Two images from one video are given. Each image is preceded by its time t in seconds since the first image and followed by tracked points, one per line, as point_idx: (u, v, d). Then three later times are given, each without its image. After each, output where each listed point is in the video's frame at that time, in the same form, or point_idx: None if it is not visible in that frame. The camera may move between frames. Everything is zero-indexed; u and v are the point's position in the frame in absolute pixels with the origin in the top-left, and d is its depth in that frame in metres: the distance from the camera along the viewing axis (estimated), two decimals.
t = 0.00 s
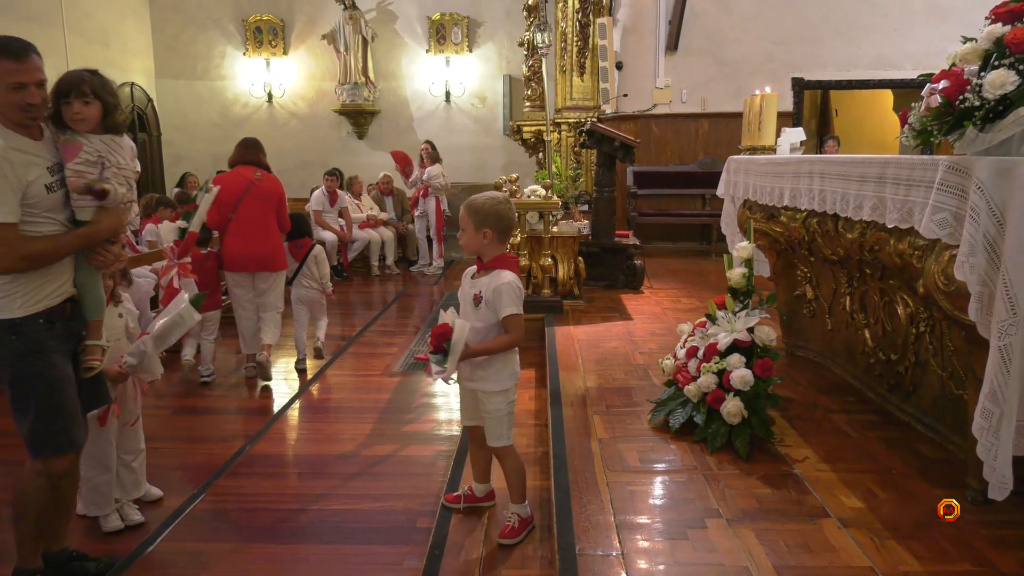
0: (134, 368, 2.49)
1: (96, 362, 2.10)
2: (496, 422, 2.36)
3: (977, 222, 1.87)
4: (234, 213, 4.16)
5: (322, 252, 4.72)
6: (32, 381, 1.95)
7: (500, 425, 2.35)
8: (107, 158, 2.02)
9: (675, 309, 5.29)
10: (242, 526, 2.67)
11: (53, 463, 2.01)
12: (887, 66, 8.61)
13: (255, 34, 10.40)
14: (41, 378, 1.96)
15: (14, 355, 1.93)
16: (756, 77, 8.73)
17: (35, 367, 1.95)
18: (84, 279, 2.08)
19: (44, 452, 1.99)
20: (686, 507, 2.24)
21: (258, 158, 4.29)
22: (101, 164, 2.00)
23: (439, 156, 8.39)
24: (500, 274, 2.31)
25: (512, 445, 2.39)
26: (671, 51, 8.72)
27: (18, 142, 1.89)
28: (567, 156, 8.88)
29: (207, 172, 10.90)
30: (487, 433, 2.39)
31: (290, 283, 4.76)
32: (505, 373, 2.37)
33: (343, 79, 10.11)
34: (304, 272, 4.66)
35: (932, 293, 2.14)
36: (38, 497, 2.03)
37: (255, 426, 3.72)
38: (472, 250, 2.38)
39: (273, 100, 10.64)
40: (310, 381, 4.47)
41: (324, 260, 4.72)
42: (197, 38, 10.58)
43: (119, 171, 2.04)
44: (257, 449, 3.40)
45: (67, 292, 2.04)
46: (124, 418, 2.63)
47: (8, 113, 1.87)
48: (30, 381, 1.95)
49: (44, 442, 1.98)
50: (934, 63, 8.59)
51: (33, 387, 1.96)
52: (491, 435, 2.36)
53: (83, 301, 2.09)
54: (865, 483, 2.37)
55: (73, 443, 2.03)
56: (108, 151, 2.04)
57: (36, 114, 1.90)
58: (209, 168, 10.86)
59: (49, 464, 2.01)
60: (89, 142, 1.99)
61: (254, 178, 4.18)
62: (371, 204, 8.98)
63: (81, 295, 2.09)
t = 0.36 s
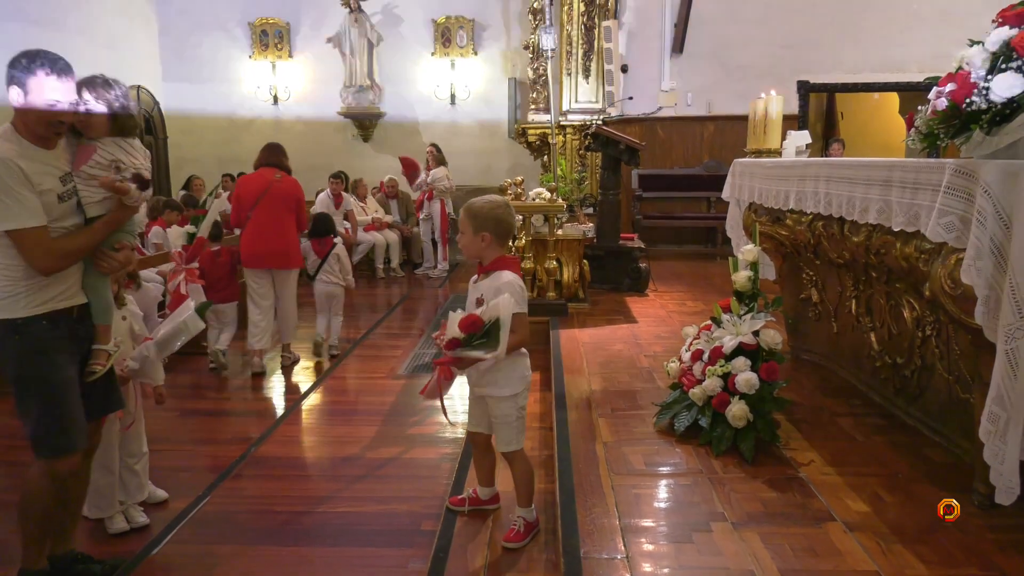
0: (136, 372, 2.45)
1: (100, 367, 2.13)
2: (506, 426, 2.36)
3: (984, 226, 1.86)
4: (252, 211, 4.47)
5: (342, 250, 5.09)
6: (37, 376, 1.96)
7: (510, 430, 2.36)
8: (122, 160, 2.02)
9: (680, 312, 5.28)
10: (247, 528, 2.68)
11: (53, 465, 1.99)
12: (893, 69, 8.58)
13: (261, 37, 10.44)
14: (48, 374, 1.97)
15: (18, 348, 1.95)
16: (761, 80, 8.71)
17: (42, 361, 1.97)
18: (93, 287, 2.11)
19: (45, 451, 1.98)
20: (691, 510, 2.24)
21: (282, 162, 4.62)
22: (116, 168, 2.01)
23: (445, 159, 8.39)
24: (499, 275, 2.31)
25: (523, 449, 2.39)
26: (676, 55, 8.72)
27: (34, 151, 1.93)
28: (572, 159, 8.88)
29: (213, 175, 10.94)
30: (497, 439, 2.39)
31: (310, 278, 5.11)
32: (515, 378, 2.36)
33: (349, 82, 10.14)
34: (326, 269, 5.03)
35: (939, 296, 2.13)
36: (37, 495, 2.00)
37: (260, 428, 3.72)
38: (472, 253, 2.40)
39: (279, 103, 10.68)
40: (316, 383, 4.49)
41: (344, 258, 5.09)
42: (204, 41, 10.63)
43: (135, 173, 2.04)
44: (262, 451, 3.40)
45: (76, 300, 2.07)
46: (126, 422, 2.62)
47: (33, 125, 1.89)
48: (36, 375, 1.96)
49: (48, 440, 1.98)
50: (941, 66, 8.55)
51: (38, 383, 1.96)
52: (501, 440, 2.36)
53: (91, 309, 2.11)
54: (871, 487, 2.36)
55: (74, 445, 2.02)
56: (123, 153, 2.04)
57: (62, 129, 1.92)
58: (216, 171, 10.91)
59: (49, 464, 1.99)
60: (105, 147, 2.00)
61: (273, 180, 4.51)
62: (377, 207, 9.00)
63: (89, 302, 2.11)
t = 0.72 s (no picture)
0: (145, 375, 2.45)
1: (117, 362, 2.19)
2: (504, 423, 2.36)
3: (991, 228, 1.85)
4: (272, 208, 4.67)
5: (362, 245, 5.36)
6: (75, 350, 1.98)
7: (508, 427, 2.36)
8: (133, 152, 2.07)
9: (685, 314, 5.28)
10: (253, 529, 2.69)
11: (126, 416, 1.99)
12: (899, 71, 8.56)
13: (268, 39, 10.48)
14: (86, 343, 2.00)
15: (49, 329, 1.98)
16: (767, 82, 8.70)
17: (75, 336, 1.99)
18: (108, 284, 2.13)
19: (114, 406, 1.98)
20: (696, 513, 2.23)
21: (302, 163, 4.82)
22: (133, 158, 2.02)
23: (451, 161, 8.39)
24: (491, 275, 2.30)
25: (520, 447, 2.39)
26: (682, 57, 8.71)
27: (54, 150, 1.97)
28: (577, 161, 8.89)
29: (219, 176, 10.99)
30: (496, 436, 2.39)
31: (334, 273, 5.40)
32: (512, 374, 2.38)
33: (354, 84, 10.18)
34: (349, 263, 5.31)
35: (946, 299, 2.13)
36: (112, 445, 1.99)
37: (267, 429, 3.73)
38: (462, 255, 2.40)
39: (285, 105, 10.72)
40: (322, 384, 4.50)
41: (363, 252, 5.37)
42: (211, 43, 10.68)
43: (147, 164, 2.09)
44: (268, 452, 3.41)
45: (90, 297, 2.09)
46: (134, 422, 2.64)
47: (52, 122, 1.94)
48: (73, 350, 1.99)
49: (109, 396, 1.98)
50: (947, 68, 8.52)
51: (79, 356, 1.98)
52: (500, 437, 2.37)
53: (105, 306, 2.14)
54: (878, 490, 2.35)
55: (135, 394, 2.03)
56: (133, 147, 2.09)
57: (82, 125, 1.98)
58: (222, 173, 10.95)
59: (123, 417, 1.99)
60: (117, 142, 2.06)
61: (294, 180, 4.70)
62: (382, 209, 9.02)
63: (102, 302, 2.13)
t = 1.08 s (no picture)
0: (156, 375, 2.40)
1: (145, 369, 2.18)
2: (490, 421, 2.38)
3: (1000, 232, 1.85)
4: (287, 209, 4.95)
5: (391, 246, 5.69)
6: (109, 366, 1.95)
7: (493, 425, 2.37)
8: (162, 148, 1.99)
9: (693, 317, 5.27)
10: (260, 531, 2.70)
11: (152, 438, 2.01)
12: (908, 74, 8.53)
13: (276, 42, 10.53)
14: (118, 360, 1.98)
15: (83, 344, 1.93)
16: (775, 85, 8.68)
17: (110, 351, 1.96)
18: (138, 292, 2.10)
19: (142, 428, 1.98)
20: (703, 516, 2.23)
21: (310, 165, 5.10)
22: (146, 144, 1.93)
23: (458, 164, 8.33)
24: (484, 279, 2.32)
25: (500, 446, 2.40)
26: (689, 59, 8.70)
27: (87, 152, 1.90)
28: (584, 164, 8.89)
29: (227, 179, 11.05)
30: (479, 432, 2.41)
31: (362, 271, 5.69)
32: (507, 376, 2.39)
33: (362, 87, 10.21)
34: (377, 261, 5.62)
35: (955, 303, 2.12)
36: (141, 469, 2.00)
37: (274, 431, 3.75)
38: (453, 259, 2.39)
39: (293, 108, 10.76)
40: (330, 385, 4.52)
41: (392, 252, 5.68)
42: (219, 47, 10.74)
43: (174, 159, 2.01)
44: (275, 454, 3.43)
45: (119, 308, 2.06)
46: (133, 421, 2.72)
47: (84, 123, 1.89)
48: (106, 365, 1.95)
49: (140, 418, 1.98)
50: (956, 70, 8.49)
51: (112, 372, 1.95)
52: (481, 434, 2.38)
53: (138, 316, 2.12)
54: (886, 494, 2.34)
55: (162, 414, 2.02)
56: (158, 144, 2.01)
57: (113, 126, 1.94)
58: (230, 175, 11.01)
59: (147, 440, 1.99)
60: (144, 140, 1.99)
61: (304, 180, 4.98)
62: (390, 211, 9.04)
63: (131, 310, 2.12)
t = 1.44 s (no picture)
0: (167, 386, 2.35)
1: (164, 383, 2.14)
2: (489, 431, 2.39)
3: (1001, 236, 1.85)
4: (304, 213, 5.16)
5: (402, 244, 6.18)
6: (133, 389, 1.90)
7: (492, 436, 2.38)
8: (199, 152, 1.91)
9: (694, 322, 5.27)
10: (263, 536, 2.70)
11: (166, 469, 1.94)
12: (909, 79, 8.54)
13: (278, 48, 10.57)
14: (143, 384, 1.92)
15: (109, 362, 1.88)
16: (776, 89, 8.70)
17: (135, 373, 1.91)
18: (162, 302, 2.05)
19: (156, 460, 1.91)
20: (705, 521, 2.23)
21: (329, 171, 5.29)
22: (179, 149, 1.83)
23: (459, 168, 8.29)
24: (485, 285, 2.36)
25: (501, 456, 2.41)
26: (690, 64, 8.71)
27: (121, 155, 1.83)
28: (586, 169, 8.92)
29: (229, 184, 11.08)
30: (480, 443, 2.42)
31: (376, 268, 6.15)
32: (504, 387, 2.40)
33: (364, 93, 10.24)
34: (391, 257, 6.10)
35: (956, 307, 2.13)
36: (150, 501, 1.93)
37: (276, 436, 3.75)
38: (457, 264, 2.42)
39: (295, 113, 10.79)
40: (332, 390, 4.52)
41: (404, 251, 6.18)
42: (222, 52, 10.79)
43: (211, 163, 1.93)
44: (277, 459, 3.43)
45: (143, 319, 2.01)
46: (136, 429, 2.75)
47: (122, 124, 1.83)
48: (129, 388, 1.90)
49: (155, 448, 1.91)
50: (957, 75, 8.50)
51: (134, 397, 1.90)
52: (483, 444, 2.39)
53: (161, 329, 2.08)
54: (888, 499, 2.34)
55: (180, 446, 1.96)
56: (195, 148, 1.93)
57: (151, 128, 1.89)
58: (233, 180, 11.05)
59: (158, 471, 1.93)
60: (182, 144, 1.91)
61: (320, 185, 5.18)
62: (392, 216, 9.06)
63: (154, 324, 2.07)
